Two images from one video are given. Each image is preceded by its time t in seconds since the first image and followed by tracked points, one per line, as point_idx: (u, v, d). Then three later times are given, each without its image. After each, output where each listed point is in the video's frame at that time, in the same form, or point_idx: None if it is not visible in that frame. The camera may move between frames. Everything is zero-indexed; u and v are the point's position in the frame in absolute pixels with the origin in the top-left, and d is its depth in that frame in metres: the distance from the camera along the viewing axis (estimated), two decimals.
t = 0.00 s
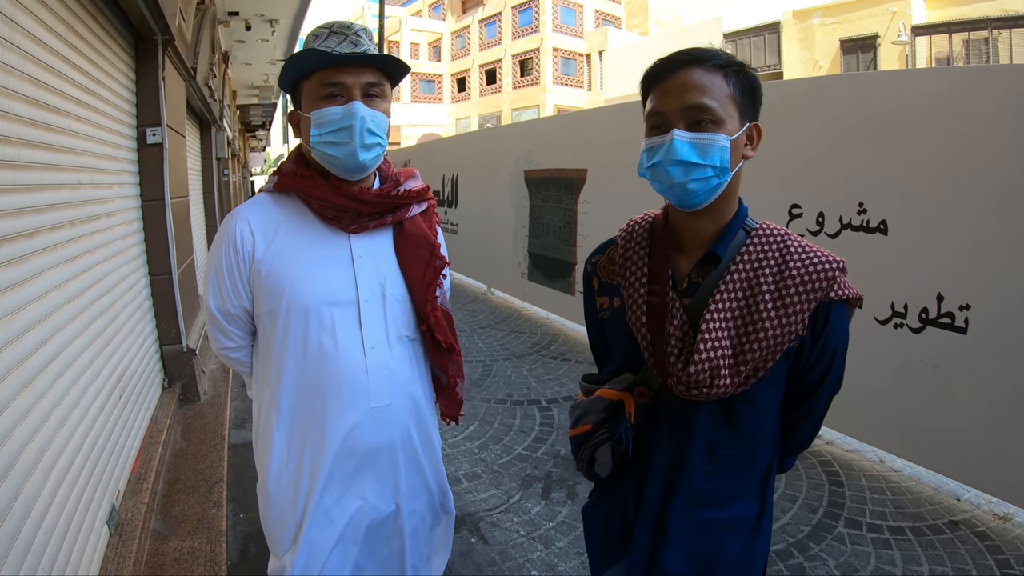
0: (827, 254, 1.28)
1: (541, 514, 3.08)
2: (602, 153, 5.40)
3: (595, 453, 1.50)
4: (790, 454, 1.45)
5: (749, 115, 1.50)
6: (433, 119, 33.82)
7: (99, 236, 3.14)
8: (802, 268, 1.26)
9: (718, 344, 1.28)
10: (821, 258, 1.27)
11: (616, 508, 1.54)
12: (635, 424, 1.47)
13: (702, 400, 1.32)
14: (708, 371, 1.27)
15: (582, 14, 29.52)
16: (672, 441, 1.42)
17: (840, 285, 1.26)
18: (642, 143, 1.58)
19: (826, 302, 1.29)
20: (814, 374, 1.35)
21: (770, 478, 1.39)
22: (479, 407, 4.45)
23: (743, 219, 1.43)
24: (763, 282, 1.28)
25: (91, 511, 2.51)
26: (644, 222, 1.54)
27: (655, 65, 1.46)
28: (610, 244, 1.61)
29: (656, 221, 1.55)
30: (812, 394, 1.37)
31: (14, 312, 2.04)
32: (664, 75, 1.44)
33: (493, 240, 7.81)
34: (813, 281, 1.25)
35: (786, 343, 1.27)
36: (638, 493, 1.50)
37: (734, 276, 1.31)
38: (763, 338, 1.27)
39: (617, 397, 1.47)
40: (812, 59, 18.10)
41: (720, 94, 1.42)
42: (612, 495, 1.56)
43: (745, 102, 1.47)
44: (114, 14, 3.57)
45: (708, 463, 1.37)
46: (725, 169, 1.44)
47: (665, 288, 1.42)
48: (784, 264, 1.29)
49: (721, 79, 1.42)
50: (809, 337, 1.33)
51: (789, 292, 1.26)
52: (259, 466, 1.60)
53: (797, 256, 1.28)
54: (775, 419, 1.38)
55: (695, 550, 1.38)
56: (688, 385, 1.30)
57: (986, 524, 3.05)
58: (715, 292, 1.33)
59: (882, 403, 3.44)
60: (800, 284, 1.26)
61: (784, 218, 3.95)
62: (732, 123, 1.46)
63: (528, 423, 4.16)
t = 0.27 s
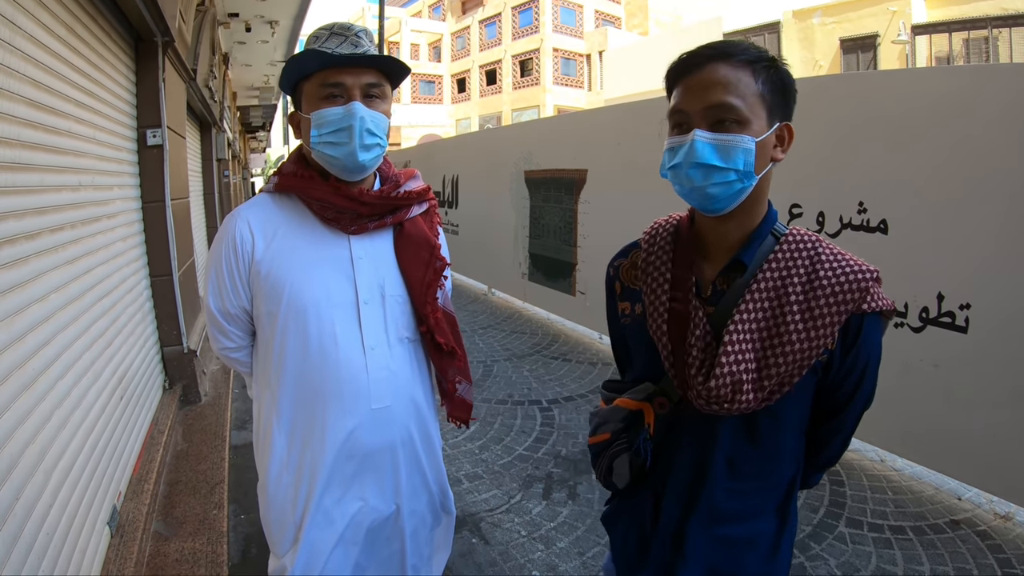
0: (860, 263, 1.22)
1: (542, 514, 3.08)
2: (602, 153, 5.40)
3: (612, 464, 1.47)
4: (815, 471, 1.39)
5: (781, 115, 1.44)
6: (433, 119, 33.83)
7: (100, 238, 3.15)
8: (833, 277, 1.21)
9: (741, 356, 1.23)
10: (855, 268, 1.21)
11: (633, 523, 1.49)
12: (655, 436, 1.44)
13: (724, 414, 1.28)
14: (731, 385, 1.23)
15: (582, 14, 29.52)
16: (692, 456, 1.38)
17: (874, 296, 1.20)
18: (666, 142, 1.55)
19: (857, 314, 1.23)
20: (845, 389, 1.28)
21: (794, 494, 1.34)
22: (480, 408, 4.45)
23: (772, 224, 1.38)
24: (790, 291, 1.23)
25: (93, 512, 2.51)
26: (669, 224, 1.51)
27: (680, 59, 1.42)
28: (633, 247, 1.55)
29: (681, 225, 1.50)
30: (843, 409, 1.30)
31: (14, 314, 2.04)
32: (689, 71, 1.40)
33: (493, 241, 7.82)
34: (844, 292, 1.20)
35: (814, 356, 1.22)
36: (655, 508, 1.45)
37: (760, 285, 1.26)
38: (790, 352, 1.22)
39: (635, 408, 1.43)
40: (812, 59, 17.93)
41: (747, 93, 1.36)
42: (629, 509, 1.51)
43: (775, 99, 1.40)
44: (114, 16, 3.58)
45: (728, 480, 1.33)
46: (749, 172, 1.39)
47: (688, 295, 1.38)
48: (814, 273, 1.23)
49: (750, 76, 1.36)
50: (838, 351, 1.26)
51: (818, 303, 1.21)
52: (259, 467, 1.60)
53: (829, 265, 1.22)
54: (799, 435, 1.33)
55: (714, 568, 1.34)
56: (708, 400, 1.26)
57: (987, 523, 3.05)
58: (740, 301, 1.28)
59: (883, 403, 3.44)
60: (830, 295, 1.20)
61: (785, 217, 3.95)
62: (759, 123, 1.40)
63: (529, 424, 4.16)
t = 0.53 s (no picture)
0: (894, 276, 1.19)
1: (542, 515, 3.08)
2: (602, 154, 5.40)
3: (632, 471, 1.48)
4: (838, 486, 1.37)
5: (810, 116, 1.41)
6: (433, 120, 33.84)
7: (100, 240, 3.15)
8: (863, 291, 1.18)
9: (762, 372, 1.22)
10: (887, 281, 1.18)
11: (651, 530, 1.50)
12: (674, 445, 1.44)
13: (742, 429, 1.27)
14: (748, 401, 1.22)
15: (582, 15, 29.52)
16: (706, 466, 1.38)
17: (906, 311, 1.18)
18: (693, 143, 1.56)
19: (887, 330, 1.20)
20: (872, 404, 1.26)
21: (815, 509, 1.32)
22: (481, 409, 4.45)
23: (802, 231, 1.35)
24: (817, 304, 1.21)
25: (93, 514, 2.51)
26: (694, 228, 1.51)
27: (707, 56, 1.41)
28: (658, 250, 1.54)
29: (708, 231, 1.50)
30: (871, 424, 1.28)
31: (15, 317, 2.04)
32: (716, 68, 1.39)
33: (494, 242, 7.82)
34: (873, 307, 1.17)
35: (839, 373, 1.19)
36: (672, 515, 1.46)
37: (785, 297, 1.24)
38: (813, 368, 1.20)
39: (654, 415, 1.46)
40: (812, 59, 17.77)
41: (773, 92, 1.34)
42: (647, 517, 1.52)
43: (804, 99, 1.38)
44: (114, 18, 3.58)
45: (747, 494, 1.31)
46: (772, 176, 1.37)
47: (711, 303, 1.39)
48: (842, 286, 1.20)
49: (778, 74, 1.34)
50: (866, 367, 1.24)
51: (845, 317, 1.18)
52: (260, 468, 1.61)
53: (859, 277, 1.19)
54: (821, 451, 1.31)
55: None
56: (726, 414, 1.25)
57: (988, 523, 3.05)
58: (765, 311, 1.27)
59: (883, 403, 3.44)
60: (858, 309, 1.17)
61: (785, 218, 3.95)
62: (785, 124, 1.37)
63: (530, 425, 4.16)
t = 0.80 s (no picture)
0: (909, 292, 1.14)
1: (542, 518, 3.08)
2: (602, 156, 5.40)
3: (641, 467, 1.52)
4: (853, 501, 1.33)
5: (821, 117, 1.34)
6: (432, 121, 33.85)
7: (100, 241, 3.15)
8: (869, 306, 1.15)
9: (758, 383, 1.22)
10: (897, 296, 1.14)
11: (659, 528, 1.53)
12: (680, 445, 1.46)
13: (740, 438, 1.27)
14: (741, 412, 1.23)
15: (582, 17, 29.55)
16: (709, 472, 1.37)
17: (917, 330, 1.13)
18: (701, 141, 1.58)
19: (896, 349, 1.16)
20: (883, 421, 1.21)
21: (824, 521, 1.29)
22: (481, 411, 4.45)
23: (815, 238, 1.32)
24: (821, 316, 1.19)
25: (93, 516, 2.51)
26: (708, 232, 1.53)
27: (718, 56, 1.42)
28: (674, 251, 1.58)
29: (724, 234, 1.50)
30: (884, 440, 1.24)
31: (15, 318, 2.04)
32: (724, 67, 1.40)
33: (494, 243, 7.82)
34: (879, 323, 1.14)
35: (840, 390, 1.17)
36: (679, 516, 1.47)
37: (790, 308, 1.23)
38: (811, 383, 1.18)
39: (661, 415, 1.50)
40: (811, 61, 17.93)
41: (770, 92, 1.32)
42: (657, 515, 1.55)
43: (809, 101, 1.33)
44: (114, 20, 3.58)
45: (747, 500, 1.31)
46: (762, 176, 1.36)
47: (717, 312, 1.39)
48: (849, 300, 1.17)
49: (779, 75, 1.31)
50: (873, 384, 1.20)
51: (849, 333, 1.16)
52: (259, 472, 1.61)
53: (867, 291, 1.16)
54: (826, 463, 1.28)
55: None
56: (722, 423, 1.26)
57: (988, 524, 3.05)
58: (768, 321, 1.26)
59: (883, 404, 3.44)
60: (863, 325, 1.15)
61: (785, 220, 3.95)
62: (783, 126, 1.34)
63: (530, 428, 4.15)
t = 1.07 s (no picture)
0: (893, 288, 1.15)
1: (543, 519, 3.07)
2: (602, 157, 5.40)
3: (629, 461, 1.52)
4: (840, 495, 1.35)
5: (801, 114, 1.34)
6: (432, 123, 33.86)
7: (100, 243, 3.15)
8: (853, 301, 1.15)
9: (743, 373, 1.23)
10: (882, 292, 1.14)
11: (645, 523, 1.52)
12: (668, 438, 1.47)
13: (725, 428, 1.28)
14: (726, 402, 1.24)
15: (582, 19, 29.57)
16: (695, 465, 1.39)
17: (899, 325, 1.14)
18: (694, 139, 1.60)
19: (879, 344, 1.17)
20: (868, 415, 1.23)
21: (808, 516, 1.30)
22: (481, 412, 4.45)
23: (801, 232, 1.33)
24: (806, 310, 1.20)
25: (93, 518, 2.51)
26: (700, 226, 1.52)
27: (710, 58, 1.46)
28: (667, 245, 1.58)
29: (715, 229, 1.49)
30: (868, 434, 1.25)
31: (15, 319, 2.04)
32: (713, 67, 1.45)
33: (494, 245, 7.82)
34: (863, 318, 1.14)
35: (823, 382, 1.18)
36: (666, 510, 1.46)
37: (775, 302, 1.24)
38: (795, 375, 1.19)
39: (649, 408, 1.49)
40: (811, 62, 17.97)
41: (744, 89, 1.35)
42: (644, 509, 1.53)
43: (785, 98, 1.33)
44: (114, 21, 3.59)
45: (732, 496, 1.31)
46: (731, 168, 1.39)
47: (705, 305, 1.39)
48: (834, 294, 1.19)
49: (756, 73, 1.35)
50: (857, 377, 1.22)
51: (832, 327, 1.17)
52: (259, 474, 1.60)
53: (852, 286, 1.16)
54: (810, 457, 1.29)
55: None
56: (708, 412, 1.27)
57: (989, 525, 3.05)
58: (754, 313, 1.27)
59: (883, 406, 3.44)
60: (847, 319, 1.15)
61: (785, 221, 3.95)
62: (756, 120, 1.36)
63: (530, 429, 4.15)
